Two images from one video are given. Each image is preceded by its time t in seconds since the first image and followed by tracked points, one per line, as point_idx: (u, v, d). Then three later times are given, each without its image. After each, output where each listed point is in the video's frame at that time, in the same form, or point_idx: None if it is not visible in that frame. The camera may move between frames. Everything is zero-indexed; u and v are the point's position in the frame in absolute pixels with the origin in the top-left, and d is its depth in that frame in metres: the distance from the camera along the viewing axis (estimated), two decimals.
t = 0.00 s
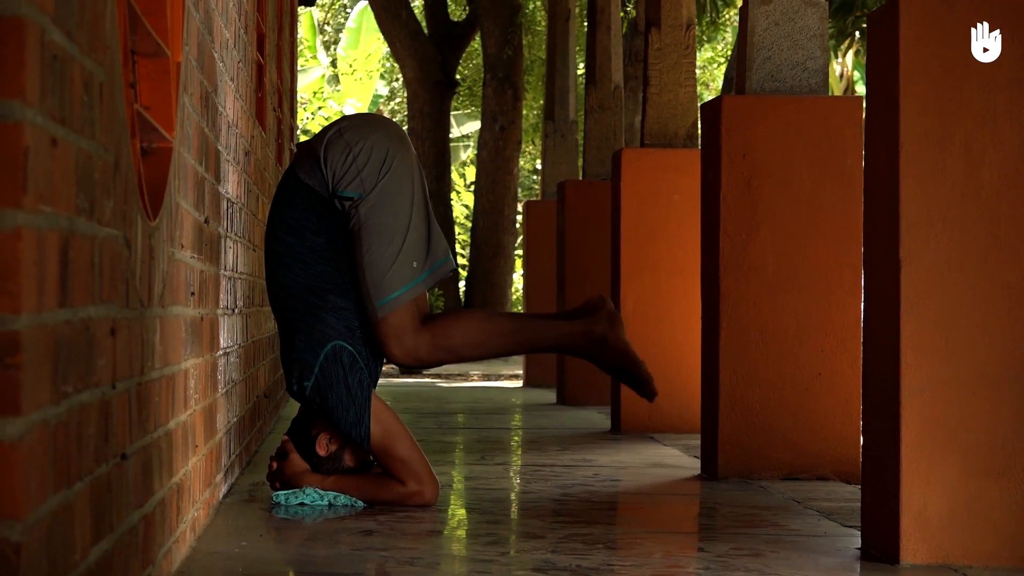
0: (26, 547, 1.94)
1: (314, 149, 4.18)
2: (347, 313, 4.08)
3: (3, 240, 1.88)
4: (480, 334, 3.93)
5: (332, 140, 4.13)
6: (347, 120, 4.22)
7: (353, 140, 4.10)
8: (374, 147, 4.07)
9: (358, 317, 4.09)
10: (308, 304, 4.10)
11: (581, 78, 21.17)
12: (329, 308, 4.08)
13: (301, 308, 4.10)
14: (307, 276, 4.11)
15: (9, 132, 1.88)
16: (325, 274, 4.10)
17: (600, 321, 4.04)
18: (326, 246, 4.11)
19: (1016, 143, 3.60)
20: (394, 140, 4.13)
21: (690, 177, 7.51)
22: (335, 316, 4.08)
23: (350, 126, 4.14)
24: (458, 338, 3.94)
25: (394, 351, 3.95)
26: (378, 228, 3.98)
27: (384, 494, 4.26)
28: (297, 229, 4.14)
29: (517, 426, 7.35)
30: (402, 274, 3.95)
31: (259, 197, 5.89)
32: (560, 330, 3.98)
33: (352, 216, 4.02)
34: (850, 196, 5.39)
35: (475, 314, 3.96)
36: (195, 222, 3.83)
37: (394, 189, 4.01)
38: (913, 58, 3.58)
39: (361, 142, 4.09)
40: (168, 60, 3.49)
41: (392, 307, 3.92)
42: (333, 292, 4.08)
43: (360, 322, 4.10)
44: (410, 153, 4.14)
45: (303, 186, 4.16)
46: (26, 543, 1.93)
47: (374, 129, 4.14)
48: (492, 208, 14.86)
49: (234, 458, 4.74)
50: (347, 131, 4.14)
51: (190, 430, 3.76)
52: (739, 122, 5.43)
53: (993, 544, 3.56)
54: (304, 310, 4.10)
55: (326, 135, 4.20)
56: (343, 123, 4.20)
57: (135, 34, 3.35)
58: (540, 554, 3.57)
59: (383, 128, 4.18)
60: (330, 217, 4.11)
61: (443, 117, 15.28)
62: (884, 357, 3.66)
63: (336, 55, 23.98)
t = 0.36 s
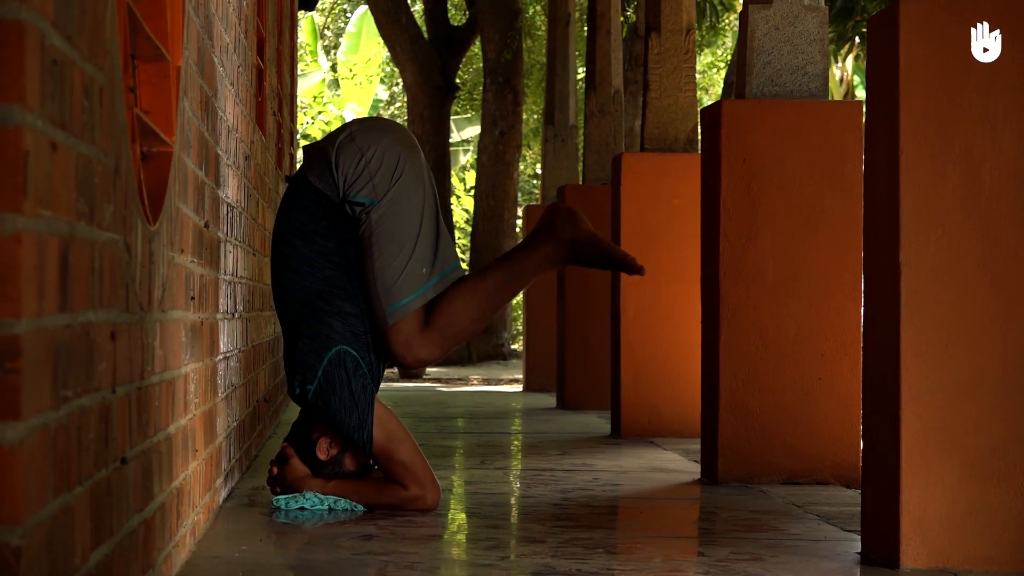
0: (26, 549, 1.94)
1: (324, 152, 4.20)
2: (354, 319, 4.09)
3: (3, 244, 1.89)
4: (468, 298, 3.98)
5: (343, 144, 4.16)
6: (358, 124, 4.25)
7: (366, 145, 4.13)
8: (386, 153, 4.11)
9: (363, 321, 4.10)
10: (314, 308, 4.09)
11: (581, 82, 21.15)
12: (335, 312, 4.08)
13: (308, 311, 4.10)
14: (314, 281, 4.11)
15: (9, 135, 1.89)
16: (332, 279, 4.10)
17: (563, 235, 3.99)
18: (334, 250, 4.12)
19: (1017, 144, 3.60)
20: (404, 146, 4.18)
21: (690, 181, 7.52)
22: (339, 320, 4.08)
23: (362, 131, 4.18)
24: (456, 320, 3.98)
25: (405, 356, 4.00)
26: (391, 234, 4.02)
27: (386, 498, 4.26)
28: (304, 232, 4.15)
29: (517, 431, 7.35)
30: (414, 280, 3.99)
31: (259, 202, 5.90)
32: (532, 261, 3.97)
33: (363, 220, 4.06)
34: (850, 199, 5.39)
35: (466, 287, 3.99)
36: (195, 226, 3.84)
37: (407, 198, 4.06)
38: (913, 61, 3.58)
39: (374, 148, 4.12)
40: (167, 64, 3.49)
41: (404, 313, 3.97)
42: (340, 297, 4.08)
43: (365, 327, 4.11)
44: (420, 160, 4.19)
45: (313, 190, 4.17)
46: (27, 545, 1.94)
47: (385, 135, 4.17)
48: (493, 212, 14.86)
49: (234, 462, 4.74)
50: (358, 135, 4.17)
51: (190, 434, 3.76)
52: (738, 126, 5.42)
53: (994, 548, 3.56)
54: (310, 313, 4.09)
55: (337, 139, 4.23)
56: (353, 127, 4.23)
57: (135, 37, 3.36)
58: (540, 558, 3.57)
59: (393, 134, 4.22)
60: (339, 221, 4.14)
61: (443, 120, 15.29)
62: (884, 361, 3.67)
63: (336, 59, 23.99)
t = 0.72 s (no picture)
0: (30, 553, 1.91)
1: (322, 151, 4.09)
2: (366, 319, 4.06)
3: (5, 247, 1.86)
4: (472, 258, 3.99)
5: (340, 143, 4.05)
6: (350, 120, 4.13)
7: (363, 141, 4.02)
8: (385, 148, 4.01)
9: (373, 323, 4.07)
10: (325, 308, 4.07)
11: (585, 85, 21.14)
12: (347, 313, 4.05)
13: (320, 313, 4.07)
14: (326, 281, 4.06)
15: (12, 140, 1.86)
16: (343, 280, 4.05)
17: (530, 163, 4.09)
18: (345, 250, 4.06)
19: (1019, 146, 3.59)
20: (402, 137, 4.07)
21: (694, 184, 7.52)
22: (350, 320, 4.05)
23: (356, 127, 4.06)
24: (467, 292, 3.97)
25: (434, 346, 4.00)
26: (401, 229, 3.95)
27: (391, 501, 4.25)
28: (315, 235, 4.07)
29: (521, 434, 7.34)
30: (431, 272, 3.95)
31: (263, 206, 5.90)
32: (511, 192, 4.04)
33: (372, 218, 3.98)
34: (852, 201, 5.40)
35: (472, 259, 3.98)
36: (199, 228, 3.84)
37: (412, 190, 3.98)
38: (915, 64, 3.58)
39: (372, 145, 4.01)
40: (171, 67, 3.49)
41: (425, 305, 3.95)
42: (352, 298, 4.04)
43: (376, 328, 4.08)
44: (420, 149, 4.09)
45: (316, 191, 4.09)
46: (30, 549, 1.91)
47: (382, 127, 4.07)
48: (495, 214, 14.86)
49: (238, 465, 4.74)
50: (355, 130, 4.06)
51: (194, 437, 3.76)
52: (740, 128, 5.41)
53: (997, 550, 3.56)
54: (321, 312, 4.07)
55: (330, 137, 4.11)
56: (346, 124, 4.11)
57: (138, 41, 3.36)
58: (543, 561, 3.57)
59: (387, 126, 4.11)
60: (347, 222, 4.05)
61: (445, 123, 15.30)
62: (887, 364, 3.67)
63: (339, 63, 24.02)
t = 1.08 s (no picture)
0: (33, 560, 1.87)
1: (307, 156, 3.99)
2: (370, 322, 4.04)
3: (9, 251, 1.81)
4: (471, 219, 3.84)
5: (322, 144, 3.93)
6: (324, 120, 4.02)
7: (344, 136, 3.90)
8: (366, 137, 3.89)
9: (379, 326, 4.06)
10: (329, 311, 4.02)
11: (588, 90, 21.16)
12: (352, 315, 4.02)
13: (324, 315, 4.03)
14: (331, 285, 4.02)
15: (16, 143, 1.81)
16: (347, 283, 4.02)
17: (486, 109, 3.90)
18: (347, 254, 4.01)
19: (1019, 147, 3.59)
20: (379, 123, 3.95)
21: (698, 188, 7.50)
22: (354, 324, 4.03)
23: (331, 125, 3.94)
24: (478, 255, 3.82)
25: (466, 318, 3.84)
26: (404, 213, 3.84)
27: (393, 504, 4.26)
28: (317, 240, 4.01)
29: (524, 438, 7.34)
30: (441, 247, 3.81)
31: (267, 210, 5.90)
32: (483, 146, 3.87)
33: (373, 210, 3.89)
34: (853, 204, 5.41)
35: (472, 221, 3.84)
36: (202, 232, 3.84)
37: (404, 172, 3.85)
38: (919, 67, 3.58)
39: (350, 139, 3.89)
40: (173, 70, 3.49)
41: (447, 282, 3.81)
42: (356, 301, 4.02)
43: (380, 332, 4.07)
44: (400, 130, 3.97)
45: (314, 197, 4.01)
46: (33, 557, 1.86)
47: (360, 118, 3.95)
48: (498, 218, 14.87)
49: (241, 468, 4.73)
50: (333, 127, 3.94)
51: (197, 441, 3.75)
52: (743, 131, 5.40)
53: (1000, 554, 3.56)
54: (325, 317, 4.02)
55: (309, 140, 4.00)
56: (322, 124, 4.00)
57: (142, 45, 3.36)
58: (547, 565, 3.57)
59: (363, 116, 3.99)
60: (348, 224, 4.00)
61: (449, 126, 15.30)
62: (891, 367, 3.66)
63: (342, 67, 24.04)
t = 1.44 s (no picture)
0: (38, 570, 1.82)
1: (301, 171, 3.82)
2: (376, 333, 4.03)
3: (14, 260, 1.79)
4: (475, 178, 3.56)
5: (310, 155, 3.76)
6: (305, 131, 3.85)
7: (329, 139, 3.72)
8: (352, 135, 3.70)
9: (384, 336, 4.05)
10: (334, 321, 4.02)
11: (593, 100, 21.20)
12: (357, 325, 4.01)
13: (328, 324, 4.02)
14: (338, 296, 3.99)
15: (21, 152, 1.78)
16: (353, 293, 3.99)
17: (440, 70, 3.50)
18: (352, 264, 3.95)
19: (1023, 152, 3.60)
20: (361, 117, 3.76)
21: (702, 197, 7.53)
22: (359, 335, 4.02)
23: (311, 133, 3.76)
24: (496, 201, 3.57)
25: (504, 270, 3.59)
26: (411, 195, 3.62)
27: (399, 514, 4.25)
28: (322, 252, 3.95)
29: (529, 447, 7.34)
30: (461, 211, 3.57)
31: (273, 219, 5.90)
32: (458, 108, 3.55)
33: (384, 201, 3.68)
34: (861, 213, 5.40)
35: (479, 176, 3.56)
36: (208, 241, 3.83)
37: (398, 153, 3.65)
38: (928, 75, 3.59)
39: (337, 142, 3.71)
40: (179, 79, 3.50)
41: (477, 243, 3.54)
42: (362, 312, 4.00)
43: (385, 343, 4.06)
44: (384, 115, 3.77)
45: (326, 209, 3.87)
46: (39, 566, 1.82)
47: (341, 116, 3.77)
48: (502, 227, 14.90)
49: (247, 477, 4.73)
50: (317, 135, 3.76)
51: (203, 450, 3.75)
52: (747, 138, 5.42)
53: (1006, 564, 3.55)
54: (331, 326, 4.02)
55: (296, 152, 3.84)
56: (304, 137, 3.83)
57: (148, 54, 3.36)
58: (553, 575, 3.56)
59: (343, 114, 3.80)
60: (354, 233, 3.91)
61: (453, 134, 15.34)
62: (896, 376, 3.67)
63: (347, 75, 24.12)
